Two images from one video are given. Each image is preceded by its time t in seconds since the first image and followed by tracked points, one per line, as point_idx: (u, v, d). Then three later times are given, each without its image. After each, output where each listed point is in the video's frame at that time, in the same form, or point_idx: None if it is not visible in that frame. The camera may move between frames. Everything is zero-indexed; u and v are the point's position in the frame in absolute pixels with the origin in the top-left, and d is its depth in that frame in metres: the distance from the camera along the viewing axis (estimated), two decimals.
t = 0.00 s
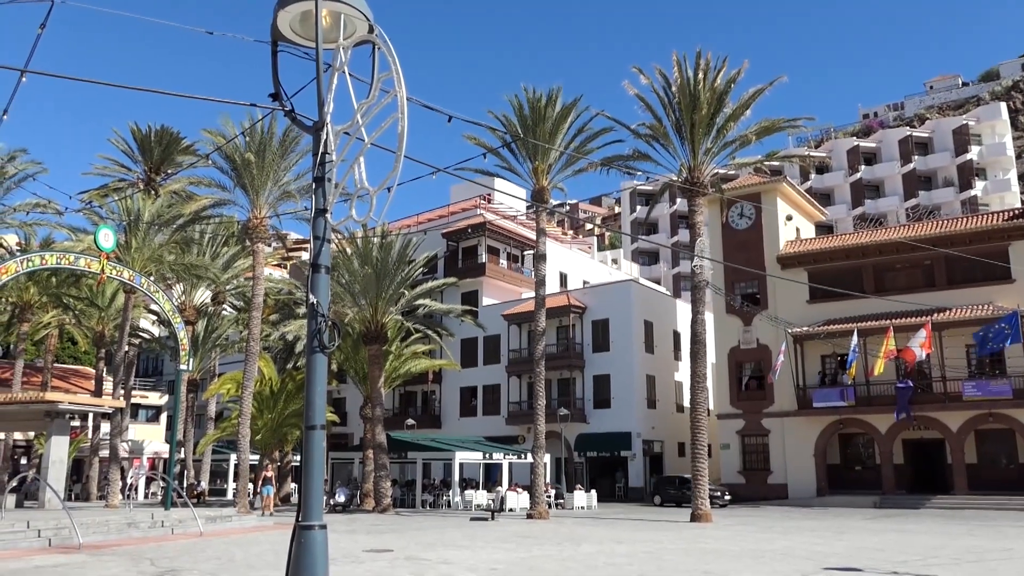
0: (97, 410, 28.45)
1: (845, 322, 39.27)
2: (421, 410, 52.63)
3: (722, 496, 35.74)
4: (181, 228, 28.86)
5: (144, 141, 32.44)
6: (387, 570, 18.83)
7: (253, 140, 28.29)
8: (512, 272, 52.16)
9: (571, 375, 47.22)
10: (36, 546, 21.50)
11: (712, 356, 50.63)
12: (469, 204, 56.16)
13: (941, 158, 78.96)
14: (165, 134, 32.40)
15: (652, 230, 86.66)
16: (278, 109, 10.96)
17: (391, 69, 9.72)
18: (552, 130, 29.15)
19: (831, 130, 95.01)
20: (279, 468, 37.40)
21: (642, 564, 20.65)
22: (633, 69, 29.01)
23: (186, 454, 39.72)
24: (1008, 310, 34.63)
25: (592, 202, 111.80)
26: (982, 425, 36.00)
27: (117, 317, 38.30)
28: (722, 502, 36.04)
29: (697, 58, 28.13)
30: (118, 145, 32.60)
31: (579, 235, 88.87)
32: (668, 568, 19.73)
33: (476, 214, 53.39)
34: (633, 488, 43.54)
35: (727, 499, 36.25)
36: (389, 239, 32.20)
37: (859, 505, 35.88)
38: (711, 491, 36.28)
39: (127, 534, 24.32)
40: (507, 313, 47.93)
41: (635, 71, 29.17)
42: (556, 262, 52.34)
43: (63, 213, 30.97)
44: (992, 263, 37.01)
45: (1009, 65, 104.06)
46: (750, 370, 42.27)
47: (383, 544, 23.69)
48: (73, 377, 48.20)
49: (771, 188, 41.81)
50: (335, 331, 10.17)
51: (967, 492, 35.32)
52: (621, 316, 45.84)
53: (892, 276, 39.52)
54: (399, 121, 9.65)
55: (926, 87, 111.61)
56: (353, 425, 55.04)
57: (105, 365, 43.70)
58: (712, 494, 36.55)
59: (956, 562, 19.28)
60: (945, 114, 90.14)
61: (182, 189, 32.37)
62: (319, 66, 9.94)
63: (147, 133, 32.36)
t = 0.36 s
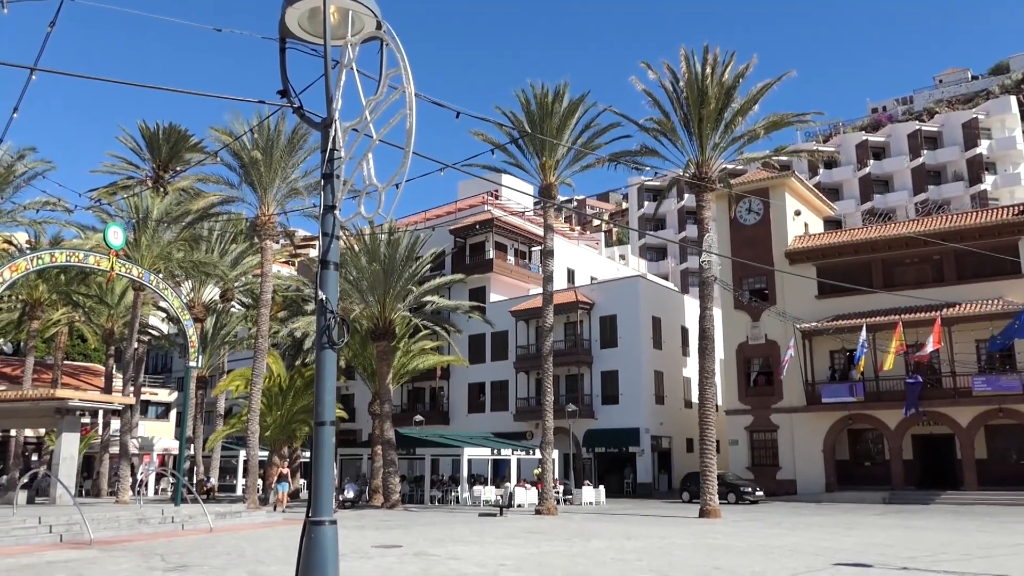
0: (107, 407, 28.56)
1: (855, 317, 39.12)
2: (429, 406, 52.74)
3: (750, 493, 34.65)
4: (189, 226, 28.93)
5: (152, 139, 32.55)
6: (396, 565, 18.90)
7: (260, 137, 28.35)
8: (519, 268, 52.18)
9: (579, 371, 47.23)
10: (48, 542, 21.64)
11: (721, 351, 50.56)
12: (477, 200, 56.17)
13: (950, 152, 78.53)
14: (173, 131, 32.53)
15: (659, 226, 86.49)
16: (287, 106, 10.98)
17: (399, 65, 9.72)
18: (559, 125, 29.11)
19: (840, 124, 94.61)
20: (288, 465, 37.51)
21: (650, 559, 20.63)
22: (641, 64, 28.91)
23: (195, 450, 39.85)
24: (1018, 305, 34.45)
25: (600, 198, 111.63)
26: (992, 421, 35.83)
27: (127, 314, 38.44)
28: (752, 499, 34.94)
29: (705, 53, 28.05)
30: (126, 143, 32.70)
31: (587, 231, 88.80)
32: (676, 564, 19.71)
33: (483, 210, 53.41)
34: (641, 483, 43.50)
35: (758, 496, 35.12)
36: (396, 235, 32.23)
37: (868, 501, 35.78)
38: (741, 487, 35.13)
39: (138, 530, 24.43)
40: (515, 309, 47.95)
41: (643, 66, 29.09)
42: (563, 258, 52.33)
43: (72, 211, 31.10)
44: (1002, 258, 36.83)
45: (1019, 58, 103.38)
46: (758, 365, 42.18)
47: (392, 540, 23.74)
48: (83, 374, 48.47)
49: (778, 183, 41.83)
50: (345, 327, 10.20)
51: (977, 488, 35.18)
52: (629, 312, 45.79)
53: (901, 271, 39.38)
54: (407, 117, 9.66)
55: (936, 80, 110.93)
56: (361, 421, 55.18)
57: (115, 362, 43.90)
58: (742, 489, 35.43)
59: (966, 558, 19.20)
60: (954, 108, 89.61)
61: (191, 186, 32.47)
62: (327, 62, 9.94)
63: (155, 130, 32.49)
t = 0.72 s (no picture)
0: (118, 404, 28.68)
1: (865, 312, 38.94)
2: (438, 402, 52.86)
3: (784, 491, 33.37)
4: (199, 224, 29.01)
5: (162, 136, 32.64)
6: (406, 561, 18.96)
7: (269, 135, 28.40)
8: (528, 265, 52.17)
9: (589, 367, 47.23)
10: (61, 538, 21.79)
11: (730, 348, 50.46)
12: (485, 196, 56.15)
13: (961, 146, 78.05)
14: (183, 129, 32.63)
15: (668, 222, 86.33)
16: (296, 104, 10.99)
17: (408, 61, 9.72)
18: (568, 121, 29.06)
19: (849, 119, 94.13)
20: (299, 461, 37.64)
21: (660, 555, 20.63)
22: (650, 59, 28.79)
23: (206, 446, 40.01)
24: None
25: (608, 195, 111.47)
26: (1004, 416, 35.68)
27: (137, 311, 38.59)
28: (786, 496, 33.64)
29: (714, 48, 27.93)
30: (136, 141, 32.80)
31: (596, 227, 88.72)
32: (686, 560, 19.70)
33: (492, 206, 53.43)
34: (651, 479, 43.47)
35: (792, 493, 33.82)
36: (405, 231, 32.26)
37: (878, 497, 35.70)
38: (775, 485, 33.81)
39: (150, 526, 24.55)
40: (524, 305, 47.97)
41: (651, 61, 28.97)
42: (572, 254, 52.30)
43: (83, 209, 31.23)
44: (1013, 253, 36.60)
45: None
46: (768, 361, 42.08)
47: (402, 536, 23.80)
48: (95, 371, 48.72)
49: (788, 178, 41.61)
50: (355, 324, 10.26)
51: (988, 484, 35.06)
52: (637, 308, 45.72)
53: (912, 266, 39.17)
54: (417, 114, 9.67)
55: (947, 73, 110.18)
56: (371, 417, 55.34)
57: (126, 359, 44.11)
58: (776, 487, 34.11)
59: (978, 554, 19.15)
60: (965, 101, 89.05)
61: (200, 184, 32.56)
62: (336, 59, 9.94)
63: (164, 128, 32.60)
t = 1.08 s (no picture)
0: (131, 404, 28.80)
1: (877, 311, 38.76)
2: (449, 402, 52.92)
3: (823, 491, 33.05)
4: (211, 226, 29.11)
5: (173, 139, 32.76)
6: (418, 560, 18.98)
7: (280, 136, 28.48)
8: (539, 264, 52.16)
9: (599, 367, 47.19)
10: (75, 538, 21.91)
11: (741, 347, 50.34)
12: (495, 196, 56.15)
13: (974, 143, 77.56)
14: (194, 131, 32.74)
15: (679, 221, 86.16)
16: (307, 105, 11.02)
17: (419, 62, 9.73)
18: (577, 121, 29.03)
19: (861, 116, 93.71)
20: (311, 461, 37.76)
21: (673, 556, 20.58)
22: (659, 58, 28.72)
23: (219, 447, 40.14)
24: None
25: (618, 194, 111.33)
26: (1018, 415, 35.45)
27: (150, 313, 38.74)
28: (824, 496, 33.36)
29: (724, 47, 27.86)
30: (147, 143, 32.93)
31: (606, 226, 88.63)
32: (699, 560, 19.66)
33: (502, 206, 53.43)
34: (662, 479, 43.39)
35: (829, 493, 33.56)
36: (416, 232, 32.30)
37: (892, 497, 35.56)
38: (813, 485, 33.50)
39: (163, 526, 24.66)
40: (535, 305, 47.96)
41: (661, 59, 28.88)
42: (582, 254, 52.25)
43: (95, 211, 31.38)
44: None
45: None
46: (780, 360, 41.95)
47: (414, 536, 23.84)
48: (108, 373, 49.00)
49: (799, 176, 41.47)
50: (368, 325, 10.25)
51: (1003, 483, 34.85)
52: (648, 308, 45.64)
53: (925, 264, 38.97)
54: (428, 114, 9.68)
55: (959, 70, 109.46)
56: (382, 418, 55.47)
57: (139, 361, 44.33)
58: (813, 487, 33.83)
59: (993, 554, 19.05)
60: (977, 98, 88.48)
61: (212, 186, 32.67)
62: (347, 61, 9.96)
63: (175, 131, 32.70)
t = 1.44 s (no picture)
0: (145, 403, 28.95)
1: (891, 309, 38.55)
2: (461, 401, 52.97)
3: (864, 491, 32.16)
4: (223, 225, 29.23)
5: (186, 138, 32.88)
6: (430, 559, 18.99)
7: (292, 136, 28.52)
8: (550, 263, 52.13)
9: (611, 366, 47.11)
10: (90, 536, 22.07)
11: (753, 345, 50.17)
12: (507, 195, 56.15)
13: (988, 140, 77.01)
14: (206, 131, 32.86)
15: (690, 219, 85.94)
16: (320, 104, 11.03)
17: (431, 61, 9.73)
18: (589, 119, 28.98)
19: (874, 113, 93.19)
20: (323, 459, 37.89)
21: (685, 554, 20.53)
22: (671, 56, 28.64)
23: (232, 445, 40.31)
24: None
25: (630, 193, 111.14)
26: None
27: (163, 312, 38.90)
28: (866, 496, 32.45)
29: (736, 44, 27.76)
30: (160, 143, 33.07)
31: (617, 224, 88.49)
32: (711, 559, 19.59)
33: (513, 205, 53.43)
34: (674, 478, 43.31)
35: (871, 493, 32.65)
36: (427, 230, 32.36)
37: (906, 496, 35.38)
38: (854, 485, 32.57)
39: (177, 524, 24.81)
40: (546, 304, 47.94)
41: (673, 57, 28.79)
42: (594, 253, 52.20)
43: (109, 211, 31.55)
44: None
45: None
46: (792, 358, 41.77)
47: (426, 534, 23.87)
48: (122, 371, 49.28)
49: (811, 174, 41.28)
50: (380, 323, 10.24)
51: (1018, 482, 34.60)
52: (660, 306, 45.53)
53: (939, 262, 38.77)
54: (440, 113, 9.68)
55: (973, 66, 108.66)
56: (394, 416, 55.61)
57: (153, 360, 44.56)
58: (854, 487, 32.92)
59: (1008, 553, 18.93)
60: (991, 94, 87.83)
61: (224, 185, 32.79)
62: (359, 60, 9.97)
63: (188, 130, 32.82)
